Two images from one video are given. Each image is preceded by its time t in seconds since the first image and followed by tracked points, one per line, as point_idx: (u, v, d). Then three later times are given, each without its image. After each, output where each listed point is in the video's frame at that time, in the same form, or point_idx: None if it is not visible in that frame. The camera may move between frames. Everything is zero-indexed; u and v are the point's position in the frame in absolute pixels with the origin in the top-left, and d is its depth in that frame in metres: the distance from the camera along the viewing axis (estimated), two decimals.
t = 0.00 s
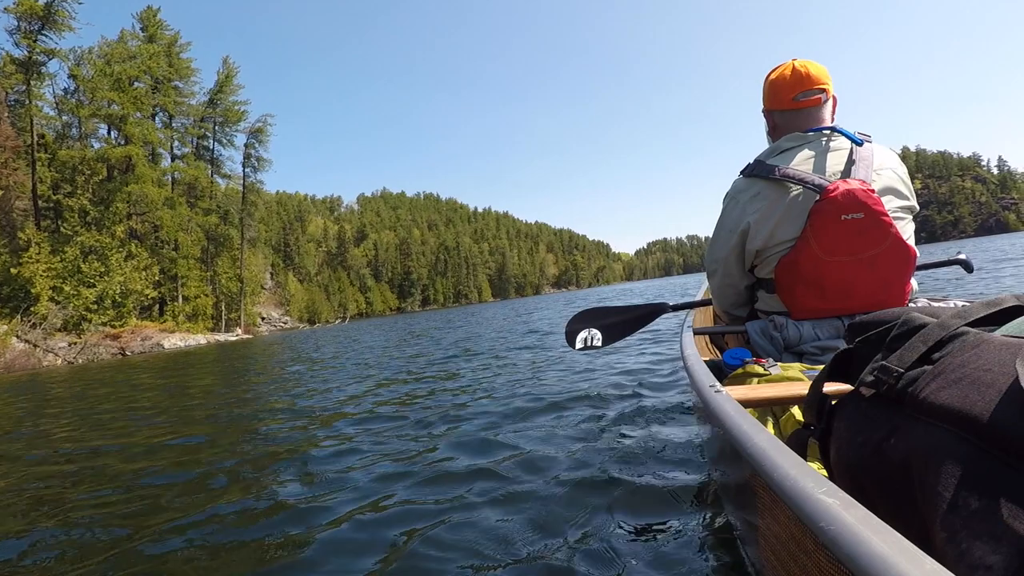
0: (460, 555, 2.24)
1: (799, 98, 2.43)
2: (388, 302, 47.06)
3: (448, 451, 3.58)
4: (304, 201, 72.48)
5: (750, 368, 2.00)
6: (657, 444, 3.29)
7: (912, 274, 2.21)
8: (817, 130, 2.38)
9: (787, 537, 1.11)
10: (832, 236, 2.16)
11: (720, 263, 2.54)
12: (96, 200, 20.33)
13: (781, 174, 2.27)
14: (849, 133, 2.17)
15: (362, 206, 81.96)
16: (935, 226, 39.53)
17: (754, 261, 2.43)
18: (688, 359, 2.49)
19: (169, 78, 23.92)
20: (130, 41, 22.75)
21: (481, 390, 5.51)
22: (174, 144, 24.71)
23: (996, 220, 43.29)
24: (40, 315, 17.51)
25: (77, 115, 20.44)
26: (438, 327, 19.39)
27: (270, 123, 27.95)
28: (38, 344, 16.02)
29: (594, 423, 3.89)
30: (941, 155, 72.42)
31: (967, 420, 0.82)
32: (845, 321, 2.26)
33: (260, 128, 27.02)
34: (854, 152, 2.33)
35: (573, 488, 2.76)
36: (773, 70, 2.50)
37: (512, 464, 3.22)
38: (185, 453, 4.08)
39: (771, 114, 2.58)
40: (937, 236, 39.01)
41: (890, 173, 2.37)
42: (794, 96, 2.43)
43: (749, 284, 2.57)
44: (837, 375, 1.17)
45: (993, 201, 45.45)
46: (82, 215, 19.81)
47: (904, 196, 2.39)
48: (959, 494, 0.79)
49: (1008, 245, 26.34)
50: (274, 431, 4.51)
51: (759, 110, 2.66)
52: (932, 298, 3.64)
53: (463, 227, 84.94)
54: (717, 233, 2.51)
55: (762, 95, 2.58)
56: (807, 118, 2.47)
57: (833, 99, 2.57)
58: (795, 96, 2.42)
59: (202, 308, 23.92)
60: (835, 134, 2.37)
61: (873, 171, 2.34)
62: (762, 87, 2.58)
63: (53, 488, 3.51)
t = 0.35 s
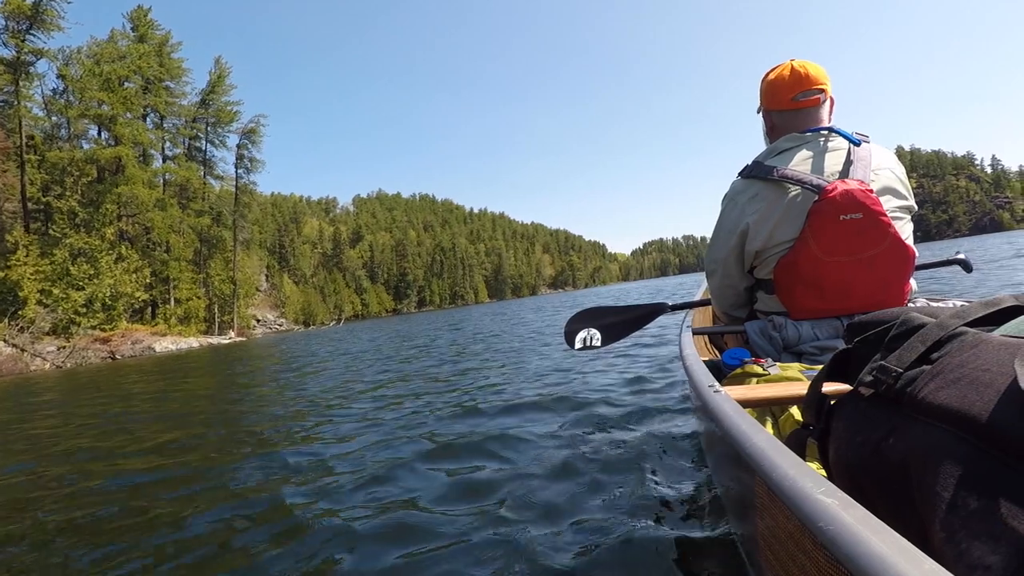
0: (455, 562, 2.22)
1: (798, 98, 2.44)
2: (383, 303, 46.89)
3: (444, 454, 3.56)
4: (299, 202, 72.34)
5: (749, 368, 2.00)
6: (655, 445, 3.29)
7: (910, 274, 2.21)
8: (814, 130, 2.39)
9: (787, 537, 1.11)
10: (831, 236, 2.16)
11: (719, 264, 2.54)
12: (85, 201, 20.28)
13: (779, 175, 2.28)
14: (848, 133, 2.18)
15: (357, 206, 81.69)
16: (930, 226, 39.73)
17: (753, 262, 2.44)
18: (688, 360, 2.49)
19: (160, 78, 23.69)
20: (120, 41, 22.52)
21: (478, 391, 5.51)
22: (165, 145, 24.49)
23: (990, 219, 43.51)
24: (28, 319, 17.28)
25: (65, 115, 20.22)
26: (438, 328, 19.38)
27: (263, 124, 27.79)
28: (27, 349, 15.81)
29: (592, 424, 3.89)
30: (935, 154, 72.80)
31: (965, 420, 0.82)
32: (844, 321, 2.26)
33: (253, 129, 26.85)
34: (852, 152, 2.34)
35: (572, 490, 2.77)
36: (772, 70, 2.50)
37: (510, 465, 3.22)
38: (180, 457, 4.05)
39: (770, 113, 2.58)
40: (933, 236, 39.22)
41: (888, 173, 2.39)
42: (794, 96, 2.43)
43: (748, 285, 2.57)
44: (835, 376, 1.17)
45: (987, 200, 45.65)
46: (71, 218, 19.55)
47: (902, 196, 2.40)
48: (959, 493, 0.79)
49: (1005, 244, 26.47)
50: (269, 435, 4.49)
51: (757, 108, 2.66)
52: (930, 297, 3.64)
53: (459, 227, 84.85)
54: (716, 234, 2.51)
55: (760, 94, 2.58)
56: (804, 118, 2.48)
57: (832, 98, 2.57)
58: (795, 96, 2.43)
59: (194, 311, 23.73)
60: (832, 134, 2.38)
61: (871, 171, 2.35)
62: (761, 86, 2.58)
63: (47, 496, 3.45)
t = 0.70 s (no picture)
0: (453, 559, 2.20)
1: (797, 98, 2.44)
2: (380, 301, 46.93)
3: (439, 453, 3.55)
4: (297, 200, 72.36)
5: (744, 368, 1.99)
6: (647, 444, 3.31)
7: (904, 275, 2.22)
8: (811, 130, 2.39)
9: (779, 536, 1.11)
10: (825, 237, 2.16)
11: (714, 264, 2.54)
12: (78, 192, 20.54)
13: (774, 175, 2.28)
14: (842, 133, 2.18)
15: (355, 205, 81.81)
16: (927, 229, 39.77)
17: (747, 262, 2.43)
18: (682, 360, 2.48)
19: (156, 71, 23.67)
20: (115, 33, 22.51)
21: (472, 390, 5.51)
22: (161, 138, 24.60)
23: (987, 224, 43.46)
24: (17, 313, 17.20)
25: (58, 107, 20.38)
26: (432, 326, 19.39)
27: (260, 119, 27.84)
28: (15, 343, 15.73)
29: (586, 424, 3.89)
30: (934, 158, 72.70)
31: (956, 420, 0.82)
32: (837, 321, 2.27)
33: (249, 124, 26.94)
34: (846, 153, 2.34)
35: (564, 489, 2.78)
36: (771, 68, 2.50)
37: (504, 464, 3.22)
38: (173, 455, 4.02)
39: (767, 113, 2.58)
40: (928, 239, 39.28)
41: (882, 174, 2.39)
42: (792, 96, 2.44)
43: (744, 285, 2.57)
44: (830, 375, 1.17)
45: (984, 204, 45.58)
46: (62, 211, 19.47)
47: (897, 197, 2.40)
48: (948, 491, 0.79)
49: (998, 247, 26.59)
50: (262, 433, 4.46)
51: (754, 106, 2.66)
52: (924, 297, 3.65)
53: (457, 227, 84.96)
54: (712, 234, 2.51)
55: (758, 92, 2.58)
56: (801, 118, 2.48)
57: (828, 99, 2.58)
58: (793, 95, 2.43)
59: (187, 307, 23.86)
60: (828, 134, 2.39)
61: (865, 171, 2.35)
62: (759, 85, 2.58)
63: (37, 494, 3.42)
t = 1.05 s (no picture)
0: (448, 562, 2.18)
1: (789, 99, 2.43)
2: (380, 299, 46.95)
3: (437, 453, 3.54)
4: (299, 198, 72.44)
5: (739, 368, 1.99)
6: (646, 445, 3.31)
7: (898, 275, 2.21)
8: (802, 132, 2.39)
9: (775, 535, 1.10)
10: (820, 238, 2.16)
11: (710, 265, 2.53)
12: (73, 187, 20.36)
13: (768, 176, 2.27)
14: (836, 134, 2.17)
15: (357, 203, 81.87)
16: (929, 231, 39.48)
17: (742, 263, 2.43)
18: (677, 360, 2.47)
19: (154, 65, 23.64)
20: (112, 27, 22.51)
21: (470, 389, 5.51)
22: (160, 132, 24.76)
23: (990, 226, 43.12)
24: (11, 307, 17.17)
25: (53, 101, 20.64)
26: (430, 324, 19.37)
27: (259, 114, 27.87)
28: (8, 339, 15.68)
29: (580, 424, 3.89)
30: (939, 160, 72.21)
31: (951, 418, 0.81)
32: (833, 321, 2.26)
33: (248, 119, 26.94)
34: (839, 153, 2.33)
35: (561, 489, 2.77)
36: (764, 69, 2.49)
37: (501, 464, 3.22)
38: (171, 453, 3.99)
39: (759, 114, 2.58)
40: (930, 240, 38.97)
41: (876, 173, 2.38)
42: (784, 97, 2.43)
43: (739, 286, 2.56)
44: (825, 376, 1.17)
45: (988, 206, 45.23)
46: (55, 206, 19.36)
47: (890, 197, 2.39)
48: (943, 491, 0.79)
49: (999, 249, 26.40)
50: (258, 432, 4.43)
51: (746, 106, 2.65)
52: (923, 298, 3.63)
53: (459, 225, 84.90)
54: (707, 236, 2.50)
55: (750, 93, 2.57)
56: (793, 120, 2.48)
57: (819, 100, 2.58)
58: (785, 97, 2.42)
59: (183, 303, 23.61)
60: (819, 135, 2.38)
61: (858, 172, 2.35)
62: (751, 86, 2.58)
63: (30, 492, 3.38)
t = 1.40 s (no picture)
0: (445, 560, 2.18)
1: (782, 99, 2.42)
2: (381, 296, 47.02)
3: (437, 450, 3.54)
4: (301, 195, 72.44)
5: (737, 368, 1.99)
6: (644, 444, 3.30)
7: (895, 275, 2.20)
8: (797, 133, 2.38)
9: (775, 536, 1.10)
10: (816, 238, 2.15)
11: (707, 267, 2.52)
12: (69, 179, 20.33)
13: (763, 178, 2.27)
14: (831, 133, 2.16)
15: (359, 201, 81.97)
16: (932, 232, 39.23)
17: (739, 265, 2.42)
18: (675, 361, 2.46)
19: (153, 57, 23.77)
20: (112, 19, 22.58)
21: (469, 388, 5.51)
22: (159, 125, 24.78)
23: (993, 228, 42.95)
24: (6, 301, 17.18)
25: (51, 92, 20.31)
26: (428, 322, 19.38)
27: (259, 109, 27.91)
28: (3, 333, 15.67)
29: (581, 422, 3.90)
30: (942, 163, 71.91)
31: (949, 417, 0.81)
32: (831, 321, 2.25)
33: (247, 113, 27.00)
34: (832, 153, 2.33)
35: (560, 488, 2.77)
36: (756, 70, 2.47)
37: (500, 462, 3.22)
38: (171, 448, 4.02)
39: (752, 114, 2.56)
40: (933, 242, 38.74)
41: (869, 173, 2.38)
42: (778, 98, 2.41)
43: (736, 288, 2.55)
44: (823, 376, 1.16)
45: (992, 209, 44.96)
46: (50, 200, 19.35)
47: (885, 196, 2.39)
48: (942, 492, 0.78)
49: (1000, 251, 26.24)
50: (256, 428, 4.45)
51: (739, 107, 2.64)
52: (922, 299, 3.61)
53: (461, 223, 84.93)
54: (703, 238, 2.50)
55: (743, 94, 2.55)
56: (786, 121, 2.47)
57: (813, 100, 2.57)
58: (778, 97, 2.41)
59: (181, 299, 23.90)
60: (813, 136, 2.38)
61: (852, 171, 2.34)
62: (744, 87, 2.56)
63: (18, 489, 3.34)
